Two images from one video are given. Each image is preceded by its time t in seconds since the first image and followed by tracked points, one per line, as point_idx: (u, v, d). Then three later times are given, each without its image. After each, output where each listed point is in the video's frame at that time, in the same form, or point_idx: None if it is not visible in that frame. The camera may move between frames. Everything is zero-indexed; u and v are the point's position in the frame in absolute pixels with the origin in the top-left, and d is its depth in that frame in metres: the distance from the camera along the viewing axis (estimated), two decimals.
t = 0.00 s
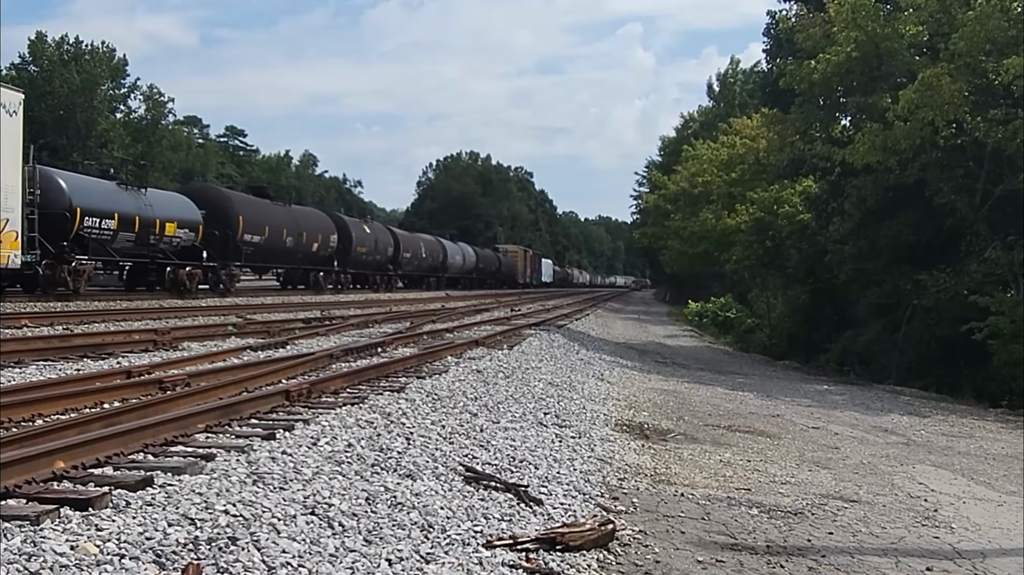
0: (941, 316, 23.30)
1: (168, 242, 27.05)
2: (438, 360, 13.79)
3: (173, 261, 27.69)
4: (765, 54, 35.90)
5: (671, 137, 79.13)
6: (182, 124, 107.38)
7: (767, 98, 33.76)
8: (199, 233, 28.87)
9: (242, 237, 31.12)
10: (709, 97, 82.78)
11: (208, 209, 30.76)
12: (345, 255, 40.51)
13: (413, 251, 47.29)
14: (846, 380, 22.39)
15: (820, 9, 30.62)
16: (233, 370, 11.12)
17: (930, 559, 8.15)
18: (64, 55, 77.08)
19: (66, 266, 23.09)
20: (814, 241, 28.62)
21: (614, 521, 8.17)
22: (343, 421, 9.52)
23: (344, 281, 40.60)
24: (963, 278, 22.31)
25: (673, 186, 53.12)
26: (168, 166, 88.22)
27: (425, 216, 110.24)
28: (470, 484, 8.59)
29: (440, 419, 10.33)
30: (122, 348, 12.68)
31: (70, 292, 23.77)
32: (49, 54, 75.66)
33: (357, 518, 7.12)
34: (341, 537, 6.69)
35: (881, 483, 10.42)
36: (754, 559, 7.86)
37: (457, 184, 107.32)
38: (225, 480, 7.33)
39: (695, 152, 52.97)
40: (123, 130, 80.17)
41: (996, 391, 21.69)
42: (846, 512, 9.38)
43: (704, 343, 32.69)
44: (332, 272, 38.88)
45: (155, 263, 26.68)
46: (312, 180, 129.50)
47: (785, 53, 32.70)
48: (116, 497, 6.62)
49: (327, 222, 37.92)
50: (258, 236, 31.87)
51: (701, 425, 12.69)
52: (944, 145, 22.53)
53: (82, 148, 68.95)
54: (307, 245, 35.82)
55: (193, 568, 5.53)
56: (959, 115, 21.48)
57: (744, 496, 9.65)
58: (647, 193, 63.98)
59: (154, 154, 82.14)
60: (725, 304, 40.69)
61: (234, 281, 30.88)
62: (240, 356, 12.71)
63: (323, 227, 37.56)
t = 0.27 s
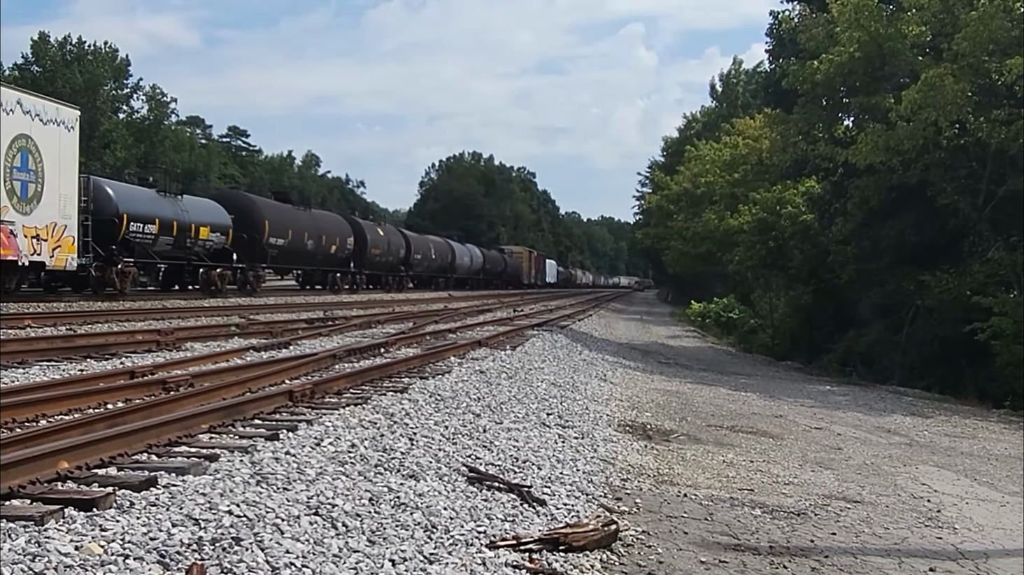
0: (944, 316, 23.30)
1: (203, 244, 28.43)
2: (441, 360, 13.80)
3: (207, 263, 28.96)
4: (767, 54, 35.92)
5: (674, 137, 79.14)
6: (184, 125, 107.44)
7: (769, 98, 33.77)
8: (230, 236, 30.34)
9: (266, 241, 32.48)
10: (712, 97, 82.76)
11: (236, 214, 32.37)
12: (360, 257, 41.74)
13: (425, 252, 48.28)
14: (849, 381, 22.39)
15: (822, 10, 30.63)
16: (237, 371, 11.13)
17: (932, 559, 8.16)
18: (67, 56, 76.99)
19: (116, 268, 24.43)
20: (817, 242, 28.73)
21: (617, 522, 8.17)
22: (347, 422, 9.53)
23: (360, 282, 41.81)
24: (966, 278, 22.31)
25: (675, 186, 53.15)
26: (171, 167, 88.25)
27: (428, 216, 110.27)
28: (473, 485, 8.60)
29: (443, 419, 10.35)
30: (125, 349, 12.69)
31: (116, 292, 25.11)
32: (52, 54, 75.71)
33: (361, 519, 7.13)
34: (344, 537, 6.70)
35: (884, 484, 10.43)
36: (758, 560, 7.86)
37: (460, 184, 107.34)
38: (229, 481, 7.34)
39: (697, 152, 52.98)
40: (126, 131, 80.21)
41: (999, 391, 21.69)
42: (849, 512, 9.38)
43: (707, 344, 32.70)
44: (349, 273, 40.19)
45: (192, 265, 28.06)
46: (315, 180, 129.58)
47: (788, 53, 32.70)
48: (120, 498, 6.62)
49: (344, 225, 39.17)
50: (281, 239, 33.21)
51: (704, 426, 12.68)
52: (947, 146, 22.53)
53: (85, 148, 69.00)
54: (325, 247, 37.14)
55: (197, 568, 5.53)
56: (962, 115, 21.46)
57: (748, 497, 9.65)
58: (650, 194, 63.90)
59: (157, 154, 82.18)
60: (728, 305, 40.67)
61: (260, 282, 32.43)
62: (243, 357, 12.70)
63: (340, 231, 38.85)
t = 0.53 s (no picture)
0: (950, 317, 23.28)
1: (237, 248, 30.13)
2: (446, 361, 13.79)
3: (239, 265, 30.55)
4: (773, 55, 35.91)
5: (679, 138, 79.12)
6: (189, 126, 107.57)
7: (775, 99, 33.77)
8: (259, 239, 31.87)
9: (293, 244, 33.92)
10: (717, 98, 82.72)
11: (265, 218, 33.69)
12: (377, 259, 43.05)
13: (438, 254, 49.47)
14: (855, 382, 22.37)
15: (828, 10, 30.61)
16: (243, 372, 11.14)
17: (939, 561, 8.15)
18: (73, 58, 77.11)
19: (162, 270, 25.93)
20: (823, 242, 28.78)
21: (624, 523, 8.16)
22: (353, 423, 9.53)
23: (375, 282, 43.11)
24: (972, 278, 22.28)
25: (681, 187, 53.12)
26: (177, 168, 88.36)
27: (432, 217, 110.32)
28: (480, 485, 8.61)
29: (449, 420, 10.35)
30: (131, 350, 12.69)
31: (160, 292, 26.54)
32: (58, 55, 75.86)
33: (367, 519, 7.13)
34: (351, 538, 6.70)
35: (890, 485, 10.41)
36: (764, 561, 7.85)
37: (465, 185, 107.39)
38: (236, 481, 7.34)
39: (703, 153, 52.96)
40: (132, 132, 80.32)
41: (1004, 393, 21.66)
42: (855, 514, 9.37)
43: (713, 344, 32.69)
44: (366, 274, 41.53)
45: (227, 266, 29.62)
46: (320, 181, 129.71)
47: (793, 54, 32.68)
48: (128, 499, 6.63)
49: (362, 228, 40.52)
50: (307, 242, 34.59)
51: (710, 427, 12.68)
52: (954, 146, 22.56)
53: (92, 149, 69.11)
54: (345, 249, 38.46)
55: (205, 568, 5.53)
56: (969, 116, 21.45)
57: (754, 498, 9.65)
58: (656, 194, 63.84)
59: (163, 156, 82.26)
60: (733, 306, 40.63)
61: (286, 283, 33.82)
62: (249, 358, 12.70)
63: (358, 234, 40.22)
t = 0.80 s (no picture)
0: (964, 318, 23.19)
1: (273, 251, 31.88)
2: (460, 362, 13.76)
3: (276, 267, 32.32)
4: (787, 55, 35.85)
5: (692, 139, 79.02)
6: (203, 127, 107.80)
7: (790, 98, 33.74)
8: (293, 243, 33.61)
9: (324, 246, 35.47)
10: (730, 99, 82.58)
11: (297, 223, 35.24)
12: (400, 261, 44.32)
13: (458, 256, 50.63)
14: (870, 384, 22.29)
15: (843, 10, 30.54)
16: (257, 372, 11.14)
17: (955, 563, 8.11)
18: (87, 59, 77.24)
19: (206, 271, 28.05)
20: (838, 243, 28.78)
21: (637, 524, 8.14)
22: (367, 423, 9.53)
23: (399, 284, 44.47)
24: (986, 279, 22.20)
25: (693, 188, 53.05)
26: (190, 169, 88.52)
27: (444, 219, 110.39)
28: (493, 486, 8.59)
29: (461, 421, 10.34)
30: (144, 351, 12.70)
31: (205, 292, 28.63)
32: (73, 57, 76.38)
33: (381, 520, 7.12)
34: (365, 538, 6.69)
35: (905, 487, 10.38)
36: (779, 562, 7.83)
37: (477, 186, 107.41)
38: (251, 481, 7.34)
39: (716, 154, 52.87)
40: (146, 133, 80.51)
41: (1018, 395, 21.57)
42: (871, 516, 9.33)
43: (726, 346, 32.65)
44: (390, 276, 42.94)
45: (266, 269, 31.46)
46: (333, 182, 129.94)
47: (807, 53, 32.60)
48: (144, 499, 6.63)
49: (387, 231, 41.93)
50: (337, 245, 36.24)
51: (724, 428, 12.65)
52: (970, 146, 22.64)
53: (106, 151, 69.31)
54: (371, 251, 39.87)
55: (220, 568, 5.53)
56: (985, 116, 21.41)
57: (769, 499, 9.62)
58: (668, 194, 63.71)
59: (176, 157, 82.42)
60: (747, 307, 40.54)
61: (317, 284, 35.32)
62: (262, 358, 12.71)
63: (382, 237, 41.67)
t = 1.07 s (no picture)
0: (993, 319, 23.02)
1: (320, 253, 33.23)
2: (485, 362, 13.76)
3: (322, 269, 33.53)
4: (814, 54, 35.67)
5: (718, 138, 78.72)
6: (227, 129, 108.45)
7: (817, 97, 33.57)
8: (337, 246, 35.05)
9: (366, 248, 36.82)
10: (756, 98, 82.18)
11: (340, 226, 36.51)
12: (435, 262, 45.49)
13: (489, 257, 51.69)
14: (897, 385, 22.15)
15: (870, 8, 30.35)
16: (283, 372, 11.17)
17: (986, 567, 8.04)
18: (115, 61, 78.11)
19: (261, 272, 29.42)
20: (865, 242, 28.62)
21: (664, 525, 8.11)
22: (393, 423, 9.53)
23: (434, 285, 45.63)
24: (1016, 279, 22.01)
25: (719, 188, 52.85)
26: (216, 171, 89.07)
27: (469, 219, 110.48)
28: (519, 487, 8.58)
29: (487, 421, 10.33)
30: (171, 351, 12.77)
31: (261, 293, 30.01)
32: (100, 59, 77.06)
33: (407, 520, 7.12)
34: (392, 538, 6.70)
35: (935, 489, 10.29)
36: (806, 564, 7.78)
37: (502, 187, 107.40)
38: (278, 481, 7.36)
39: (742, 153, 52.65)
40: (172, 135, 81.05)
41: None
42: (899, 517, 9.27)
43: (752, 346, 32.51)
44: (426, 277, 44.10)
45: (314, 271, 32.66)
46: (357, 183, 130.37)
47: (834, 52, 32.45)
48: (171, 498, 6.65)
49: (424, 235, 43.26)
50: (377, 247, 37.56)
51: (750, 429, 12.59)
52: (999, 145, 22.43)
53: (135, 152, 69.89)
54: (409, 254, 41.14)
55: (248, 567, 5.52)
56: (1015, 115, 21.24)
57: (796, 501, 9.56)
58: (695, 194, 63.50)
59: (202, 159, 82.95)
60: (773, 307, 40.36)
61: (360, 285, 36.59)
62: (288, 358, 12.76)
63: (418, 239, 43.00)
